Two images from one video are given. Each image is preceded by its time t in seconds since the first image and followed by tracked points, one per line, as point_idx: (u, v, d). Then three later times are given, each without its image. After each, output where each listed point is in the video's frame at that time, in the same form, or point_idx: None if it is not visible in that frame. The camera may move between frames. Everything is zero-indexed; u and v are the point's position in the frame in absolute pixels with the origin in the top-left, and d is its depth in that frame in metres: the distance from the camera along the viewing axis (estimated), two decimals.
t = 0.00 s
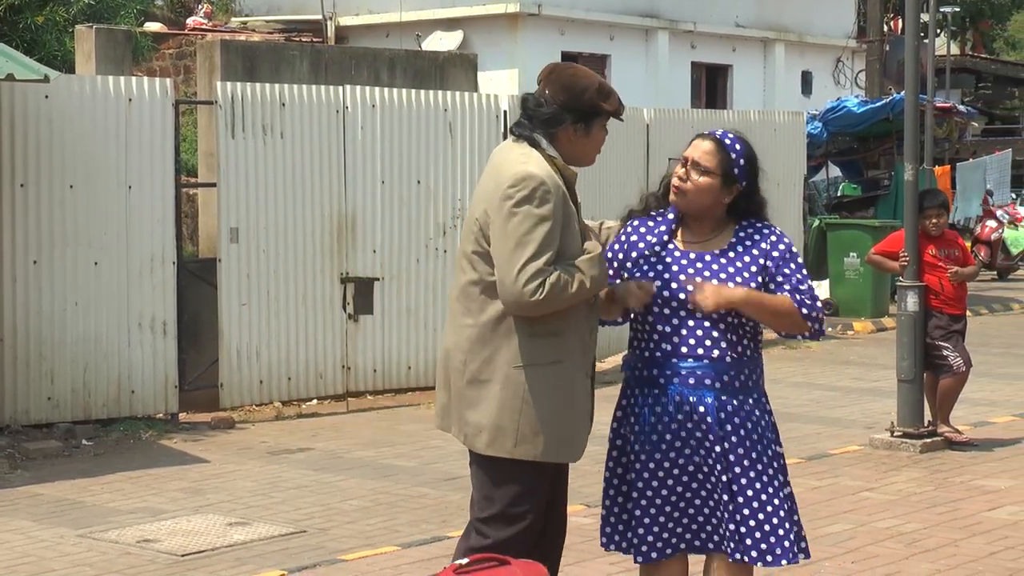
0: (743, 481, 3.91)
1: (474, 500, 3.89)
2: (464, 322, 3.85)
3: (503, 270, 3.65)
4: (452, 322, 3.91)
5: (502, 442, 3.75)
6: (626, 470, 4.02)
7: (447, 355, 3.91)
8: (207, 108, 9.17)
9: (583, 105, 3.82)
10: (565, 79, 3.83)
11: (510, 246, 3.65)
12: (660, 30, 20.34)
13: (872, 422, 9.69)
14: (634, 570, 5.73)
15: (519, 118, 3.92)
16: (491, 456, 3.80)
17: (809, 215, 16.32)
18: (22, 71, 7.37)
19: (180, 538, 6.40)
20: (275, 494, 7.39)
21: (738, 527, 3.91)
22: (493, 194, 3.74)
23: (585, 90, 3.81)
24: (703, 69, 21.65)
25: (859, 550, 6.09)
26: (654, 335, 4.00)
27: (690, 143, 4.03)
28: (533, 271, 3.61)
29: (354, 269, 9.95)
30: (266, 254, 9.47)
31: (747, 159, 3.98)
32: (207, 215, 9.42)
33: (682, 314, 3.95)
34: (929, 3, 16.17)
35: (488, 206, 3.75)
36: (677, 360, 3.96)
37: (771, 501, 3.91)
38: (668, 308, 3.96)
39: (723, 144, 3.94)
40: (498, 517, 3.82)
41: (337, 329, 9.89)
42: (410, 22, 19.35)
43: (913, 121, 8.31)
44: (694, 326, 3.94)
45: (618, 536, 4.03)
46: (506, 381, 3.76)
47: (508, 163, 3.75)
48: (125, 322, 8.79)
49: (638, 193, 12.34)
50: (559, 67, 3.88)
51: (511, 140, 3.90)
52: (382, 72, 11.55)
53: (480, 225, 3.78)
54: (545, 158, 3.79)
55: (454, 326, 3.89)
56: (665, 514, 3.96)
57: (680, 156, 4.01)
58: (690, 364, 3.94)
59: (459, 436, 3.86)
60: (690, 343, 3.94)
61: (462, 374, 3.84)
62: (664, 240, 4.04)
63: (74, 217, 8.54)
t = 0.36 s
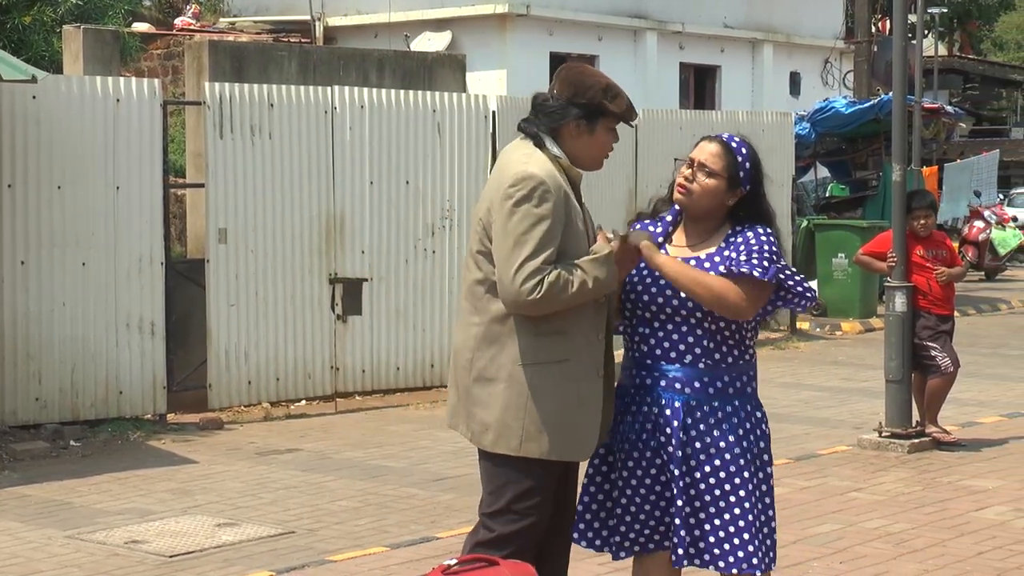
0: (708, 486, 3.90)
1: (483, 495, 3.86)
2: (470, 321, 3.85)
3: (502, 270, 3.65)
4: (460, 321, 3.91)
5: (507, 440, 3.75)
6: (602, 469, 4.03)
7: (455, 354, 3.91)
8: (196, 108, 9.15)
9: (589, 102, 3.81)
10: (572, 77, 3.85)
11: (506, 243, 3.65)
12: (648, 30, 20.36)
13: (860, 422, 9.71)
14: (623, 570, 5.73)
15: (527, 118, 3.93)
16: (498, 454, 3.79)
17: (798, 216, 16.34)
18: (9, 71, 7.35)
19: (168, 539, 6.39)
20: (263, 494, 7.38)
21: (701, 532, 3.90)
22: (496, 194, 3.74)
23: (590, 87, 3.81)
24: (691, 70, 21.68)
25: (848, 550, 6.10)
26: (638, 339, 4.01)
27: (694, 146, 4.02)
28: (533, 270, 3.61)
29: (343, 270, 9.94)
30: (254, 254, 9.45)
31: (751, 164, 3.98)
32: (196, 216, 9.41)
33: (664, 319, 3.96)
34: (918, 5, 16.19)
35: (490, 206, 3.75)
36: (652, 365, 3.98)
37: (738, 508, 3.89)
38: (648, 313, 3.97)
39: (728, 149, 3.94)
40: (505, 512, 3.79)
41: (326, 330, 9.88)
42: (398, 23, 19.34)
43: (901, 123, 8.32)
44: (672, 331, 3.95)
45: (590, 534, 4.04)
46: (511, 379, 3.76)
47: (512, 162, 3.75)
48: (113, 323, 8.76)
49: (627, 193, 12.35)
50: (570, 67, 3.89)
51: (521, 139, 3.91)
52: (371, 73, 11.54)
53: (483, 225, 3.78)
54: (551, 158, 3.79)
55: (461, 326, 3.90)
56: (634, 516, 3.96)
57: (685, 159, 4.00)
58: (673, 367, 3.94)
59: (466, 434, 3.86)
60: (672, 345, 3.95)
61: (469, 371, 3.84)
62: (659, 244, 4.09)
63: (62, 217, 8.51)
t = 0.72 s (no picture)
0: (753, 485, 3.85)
1: (481, 496, 3.84)
2: (471, 322, 3.87)
3: (493, 264, 3.68)
4: (460, 322, 3.94)
5: (510, 442, 3.76)
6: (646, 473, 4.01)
7: (455, 356, 3.93)
8: (190, 109, 9.14)
9: (583, 96, 3.83)
10: (563, 70, 3.86)
11: (498, 239, 3.67)
12: (642, 31, 20.37)
13: (855, 422, 9.71)
14: (617, 571, 5.73)
15: (521, 115, 3.95)
16: (501, 457, 3.80)
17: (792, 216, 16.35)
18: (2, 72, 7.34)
19: (163, 539, 6.38)
20: (258, 495, 7.38)
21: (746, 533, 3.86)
22: (491, 191, 3.77)
23: (584, 79, 3.82)
24: (686, 70, 21.70)
25: (843, 550, 6.11)
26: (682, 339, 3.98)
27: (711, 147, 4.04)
28: (527, 268, 3.62)
29: (338, 270, 9.94)
30: (248, 255, 9.44)
31: (770, 150, 4.00)
32: (190, 216, 9.41)
33: (707, 319, 3.91)
34: (912, 5, 16.20)
35: (485, 202, 3.77)
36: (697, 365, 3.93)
37: (775, 510, 3.84)
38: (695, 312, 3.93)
39: (746, 136, 3.95)
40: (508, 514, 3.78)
41: (320, 331, 9.88)
42: (392, 23, 19.34)
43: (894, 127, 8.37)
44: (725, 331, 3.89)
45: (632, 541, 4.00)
46: (513, 381, 3.77)
47: (506, 160, 3.78)
48: (107, 324, 8.76)
49: (621, 194, 12.35)
50: (561, 64, 3.92)
51: (515, 136, 3.92)
52: (365, 73, 11.52)
53: (479, 222, 3.81)
54: (544, 155, 3.80)
55: (462, 327, 3.92)
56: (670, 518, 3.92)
57: (706, 159, 4.02)
58: (715, 369, 3.90)
59: (467, 436, 3.87)
60: (715, 346, 3.90)
61: (470, 372, 3.86)
62: (698, 247, 3.99)
63: (55, 218, 8.50)
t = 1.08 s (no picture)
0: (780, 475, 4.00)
1: (455, 500, 3.89)
2: (453, 324, 3.89)
3: (469, 262, 3.71)
4: (440, 325, 3.95)
5: (499, 444, 3.79)
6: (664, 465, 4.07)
7: (438, 360, 3.94)
8: (189, 108, 9.15)
9: (557, 91, 3.88)
10: (533, 68, 3.91)
11: (476, 238, 3.70)
12: (641, 31, 20.37)
13: (853, 422, 9.72)
14: (616, 571, 5.74)
15: (494, 116, 3.99)
16: (489, 460, 3.82)
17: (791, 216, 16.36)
18: None
19: (161, 539, 6.39)
20: (257, 495, 7.38)
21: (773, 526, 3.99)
22: (468, 190, 3.80)
23: (555, 74, 3.88)
24: (684, 70, 21.70)
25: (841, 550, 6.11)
26: (699, 330, 4.07)
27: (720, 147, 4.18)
28: (505, 268, 3.66)
29: (336, 271, 9.94)
30: (247, 254, 9.44)
31: (781, 146, 4.13)
32: (189, 216, 9.41)
33: (729, 311, 4.01)
34: (910, 6, 16.19)
35: (462, 202, 3.80)
36: (719, 356, 4.02)
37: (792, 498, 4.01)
38: (717, 302, 4.02)
39: (751, 134, 4.10)
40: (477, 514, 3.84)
41: (318, 331, 9.87)
42: (390, 23, 19.33)
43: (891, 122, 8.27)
44: (749, 324, 3.99)
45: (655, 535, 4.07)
46: (498, 381, 3.80)
47: (482, 159, 3.81)
48: (105, 324, 8.75)
49: (619, 193, 12.36)
50: (534, 60, 3.96)
51: (490, 137, 3.96)
52: (362, 74, 11.51)
53: (456, 222, 3.84)
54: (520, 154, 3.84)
55: (443, 330, 3.93)
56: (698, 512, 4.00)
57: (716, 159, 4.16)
58: (736, 361, 4.00)
59: (451, 442, 3.88)
60: (734, 338, 4.00)
61: (455, 377, 3.87)
62: (716, 235, 4.11)
63: (54, 218, 8.50)
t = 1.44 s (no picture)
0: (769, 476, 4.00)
1: (433, 501, 3.91)
2: (437, 329, 3.87)
3: (452, 266, 3.70)
4: (424, 330, 3.94)
5: (485, 450, 3.79)
6: (653, 467, 4.11)
7: (422, 365, 3.93)
8: (191, 108, 9.15)
9: (539, 90, 3.89)
10: (515, 68, 3.91)
11: (459, 241, 3.70)
12: (644, 31, 20.37)
13: (857, 423, 9.71)
14: (619, 570, 5.73)
15: (475, 116, 3.99)
16: (475, 465, 3.82)
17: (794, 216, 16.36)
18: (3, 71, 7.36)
19: (165, 539, 6.39)
20: (260, 495, 7.38)
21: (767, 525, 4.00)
22: (449, 193, 3.80)
23: (536, 73, 3.88)
24: (688, 70, 21.69)
25: (845, 551, 6.11)
26: (682, 330, 4.06)
27: (706, 146, 4.16)
28: (489, 271, 3.66)
29: (339, 271, 9.95)
30: (250, 255, 9.44)
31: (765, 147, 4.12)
32: (192, 217, 9.41)
33: (712, 311, 4.00)
34: (914, 6, 16.18)
35: (444, 205, 3.80)
36: (704, 356, 4.03)
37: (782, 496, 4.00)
38: (700, 302, 4.01)
39: (740, 135, 4.07)
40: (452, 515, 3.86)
41: (321, 331, 9.87)
42: (394, 23, 19.33)
43: (896, 123, 8.32)
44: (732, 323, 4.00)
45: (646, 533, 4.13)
46: (484, 386, 3.80)
47: (464, 161, 3.82)
48: (109, 324, 8.75)
49: (622, 194, 12.35)
50: (512, 57, 3.96)
51: (472, 138, 3.96)
52: (366, 74, 11.51)
53: (439, 224, 3.83)
54: (503, 155, 3.85)
55: (426, 334, 3.92)
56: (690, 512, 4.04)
57: (705, 159, 4.13)
58: (720, 360, 4.02)
59: (437, 448, 3.86)
60: (719, 338, 4.01)
61: (440, 383, 3.86)
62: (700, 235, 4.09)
63: (58, 218, 8.50)
